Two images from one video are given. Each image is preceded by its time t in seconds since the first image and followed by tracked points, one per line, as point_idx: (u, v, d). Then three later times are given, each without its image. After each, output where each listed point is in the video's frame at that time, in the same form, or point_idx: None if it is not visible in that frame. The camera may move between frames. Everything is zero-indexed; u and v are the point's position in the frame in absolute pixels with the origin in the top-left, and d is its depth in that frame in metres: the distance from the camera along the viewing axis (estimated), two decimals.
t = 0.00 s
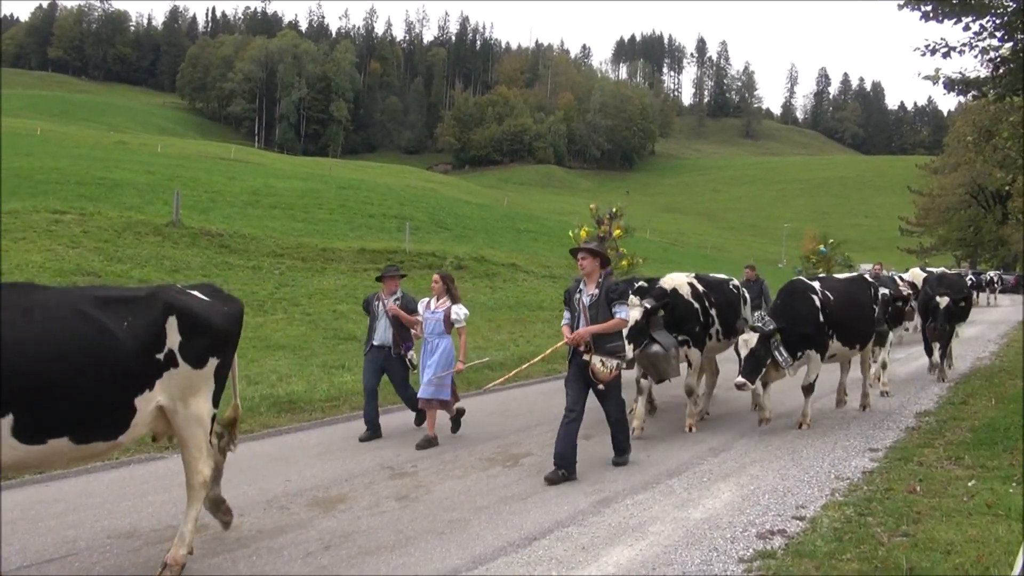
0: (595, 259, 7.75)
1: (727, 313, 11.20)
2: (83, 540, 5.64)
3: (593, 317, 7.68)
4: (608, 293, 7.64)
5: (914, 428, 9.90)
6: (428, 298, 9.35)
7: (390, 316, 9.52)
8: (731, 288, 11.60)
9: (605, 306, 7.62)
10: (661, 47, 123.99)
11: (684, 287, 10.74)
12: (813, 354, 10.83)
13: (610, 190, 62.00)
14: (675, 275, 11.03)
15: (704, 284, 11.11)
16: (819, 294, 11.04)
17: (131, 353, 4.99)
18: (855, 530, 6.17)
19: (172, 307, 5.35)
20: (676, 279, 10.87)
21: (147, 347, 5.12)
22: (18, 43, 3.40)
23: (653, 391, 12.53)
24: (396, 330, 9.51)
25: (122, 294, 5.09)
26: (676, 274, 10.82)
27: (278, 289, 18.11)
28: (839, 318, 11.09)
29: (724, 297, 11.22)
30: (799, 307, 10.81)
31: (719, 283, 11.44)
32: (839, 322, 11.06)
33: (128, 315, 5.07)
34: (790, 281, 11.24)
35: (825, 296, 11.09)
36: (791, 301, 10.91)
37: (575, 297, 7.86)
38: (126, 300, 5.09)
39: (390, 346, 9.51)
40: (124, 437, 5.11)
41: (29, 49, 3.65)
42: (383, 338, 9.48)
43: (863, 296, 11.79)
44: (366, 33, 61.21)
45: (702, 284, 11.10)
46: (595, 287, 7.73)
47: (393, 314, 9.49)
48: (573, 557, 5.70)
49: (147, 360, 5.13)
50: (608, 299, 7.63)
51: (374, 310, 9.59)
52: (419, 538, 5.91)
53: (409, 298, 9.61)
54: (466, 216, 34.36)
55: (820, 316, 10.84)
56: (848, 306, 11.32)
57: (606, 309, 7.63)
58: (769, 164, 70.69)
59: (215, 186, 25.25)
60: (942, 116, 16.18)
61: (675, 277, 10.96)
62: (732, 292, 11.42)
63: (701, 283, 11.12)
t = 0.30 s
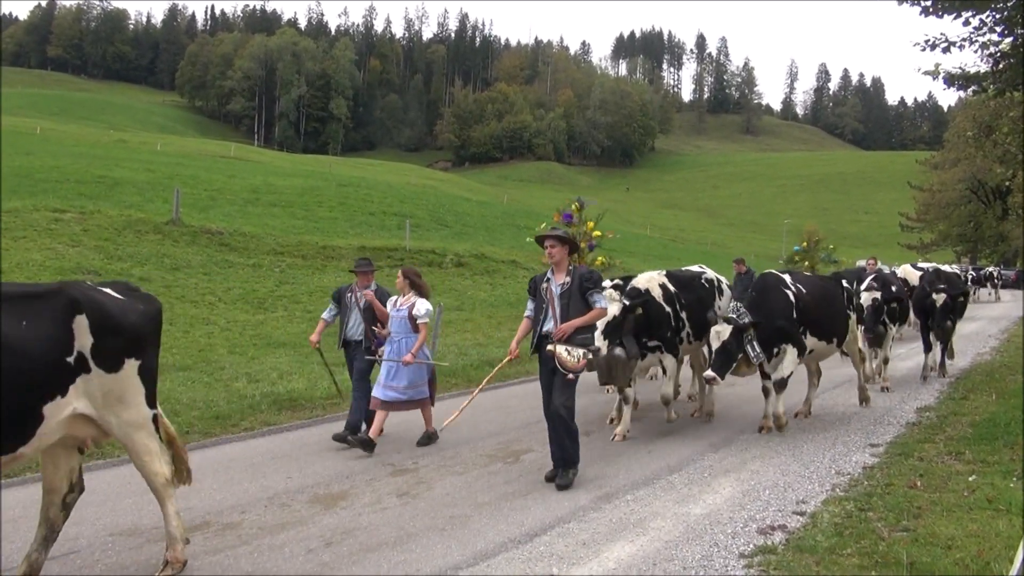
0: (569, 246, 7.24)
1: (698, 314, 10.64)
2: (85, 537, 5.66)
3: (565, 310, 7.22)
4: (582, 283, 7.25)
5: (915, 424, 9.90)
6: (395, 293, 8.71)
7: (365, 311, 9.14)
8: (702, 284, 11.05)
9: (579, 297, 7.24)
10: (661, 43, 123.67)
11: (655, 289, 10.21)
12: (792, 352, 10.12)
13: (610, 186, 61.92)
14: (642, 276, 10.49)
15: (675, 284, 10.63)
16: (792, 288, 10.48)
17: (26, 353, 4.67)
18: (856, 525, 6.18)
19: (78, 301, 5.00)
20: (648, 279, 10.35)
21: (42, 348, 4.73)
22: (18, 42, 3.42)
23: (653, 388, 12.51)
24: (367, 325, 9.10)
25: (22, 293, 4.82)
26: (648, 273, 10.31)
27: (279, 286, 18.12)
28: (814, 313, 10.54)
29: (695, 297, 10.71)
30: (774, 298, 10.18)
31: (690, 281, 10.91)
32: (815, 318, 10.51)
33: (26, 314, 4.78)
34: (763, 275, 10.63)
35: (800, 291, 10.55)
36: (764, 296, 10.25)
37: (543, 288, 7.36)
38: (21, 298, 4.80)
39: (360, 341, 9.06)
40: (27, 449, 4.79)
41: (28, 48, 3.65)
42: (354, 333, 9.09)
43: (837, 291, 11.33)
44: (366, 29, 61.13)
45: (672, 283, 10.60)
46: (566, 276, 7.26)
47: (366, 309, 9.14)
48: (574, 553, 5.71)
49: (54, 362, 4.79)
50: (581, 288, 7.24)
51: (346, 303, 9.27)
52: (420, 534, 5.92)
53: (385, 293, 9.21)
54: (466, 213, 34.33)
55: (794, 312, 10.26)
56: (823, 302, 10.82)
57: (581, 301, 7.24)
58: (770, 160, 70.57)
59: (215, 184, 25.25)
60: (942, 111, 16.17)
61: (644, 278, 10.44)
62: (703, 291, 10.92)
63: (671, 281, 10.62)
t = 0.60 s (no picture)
0: (529, 249, 6.49)
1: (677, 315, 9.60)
2: (84, 530, 5.66)
3: (523, 319, 6.50)
4: (542, 291, 6.50)
5: (914, 417, 9.90)
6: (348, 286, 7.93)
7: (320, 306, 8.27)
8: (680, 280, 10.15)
9: (539, 305, 6.49)
10: (661, 37, 123.44)
11: (630, 286, 9.02)
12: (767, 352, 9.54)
13: (610, 180, 61.86)
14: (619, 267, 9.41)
15: (652, 280, 9.53)
16: (770, 286, 9.81)
17: None
18: (855, 518, 6.19)
19: None
20: (623, 275, 9.15)
21: None
22: (16, 33, 3.41)
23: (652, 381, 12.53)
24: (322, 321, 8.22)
25: None
26: (624, 269, 9.11)
27: (280, 279, 18.15)
28: (790, 313, 9.91)
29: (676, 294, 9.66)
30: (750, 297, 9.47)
31: (670, 276, 9.91)
32: (790, 318, 9.89)
33: None
34: (741, 269, 9.95)
35: (777, 289, 9.91)
36: (741, 292, 9.56)
37: (500, 293, 6.62)
38: None
39: (316, 338, 8.23)
40: None
41: (23, 37, 3.64)
42: (312, 330, 8.29)
43: (816, 291, 10.73)
44: (365, 23, 61.11)
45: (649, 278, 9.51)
46: (526, 283, 6.51)
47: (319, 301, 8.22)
48: (574, 545, 5.72)
49: None
50: (542, 298, 6.49)
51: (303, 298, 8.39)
52: (420, 527, 5.94)
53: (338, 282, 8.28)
54: (466, 207, 34.31)
55: (772, 312, 9.59)
56: (801, 302, 10.20)
57: (541, 310, 6.50)
58: (770, 154, 70.52)
59: (215, 177, 25.25)
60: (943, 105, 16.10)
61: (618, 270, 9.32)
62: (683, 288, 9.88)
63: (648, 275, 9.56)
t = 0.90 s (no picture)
0: (481, 234, 6.18)
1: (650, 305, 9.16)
2: (84, 518, 5.69)
3: (476, 308, 6.16)
4: (494, 277, 6.16)
5: (914, 410, 9.92)
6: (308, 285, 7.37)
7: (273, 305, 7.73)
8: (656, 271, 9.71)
9: (491, 294, 6.16)
10: (664, 28, 122.80)
11: (602, 272, 8.77)
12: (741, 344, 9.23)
13: (611, 171, 61.68)
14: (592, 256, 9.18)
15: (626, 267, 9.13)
16: (741, 276, 9.48)
17: None
18: (853, 510, 6.20)
19: None
20: (593, 262, 8.89)
21: None
22: (18, 22, 3.43)
23: (651, 374, 12.52)
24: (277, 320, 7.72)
25: None
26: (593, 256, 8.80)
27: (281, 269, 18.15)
28: (763, 308, 9.53)
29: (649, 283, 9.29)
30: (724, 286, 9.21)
31: (645, 266, 9.54)
32: (762, 313, 9.49)
33: None
34: (712, 260, 9.60)
35: (748, 280, 9.54)
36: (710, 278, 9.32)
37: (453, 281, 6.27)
38: None
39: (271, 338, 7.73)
40: None
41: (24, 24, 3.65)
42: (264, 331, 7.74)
43: (794, 288, 10.27)
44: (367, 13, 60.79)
45: (621, 266, 9.15)
46: (478, 270, 6.16)
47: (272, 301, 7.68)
48: (573, 536, 5.74)
49: None
50: (494, 284, 6.15)
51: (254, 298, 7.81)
52: (420, 517, 5.97)
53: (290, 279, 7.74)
54: (467, 198, 34.27)
55: (743, 303, 9.26)
56: (777, 297, 9.77)
57: (494, 299, 6.17)
58: (773, 146, 70.31)
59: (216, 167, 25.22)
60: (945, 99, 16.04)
61: (590, 258, 9.05)
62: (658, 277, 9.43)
63: (620, 263, 9.20)
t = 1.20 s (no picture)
0: (417, 219, 5.73)
1: (614, 297, 8.74)
2: (85, 504, 5.72)
3: (413, 299, 5.69)
4: (435, 264, 5.74)
5: (913, 403, 9.94)
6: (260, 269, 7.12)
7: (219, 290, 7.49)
8: (619, 263, 9.24)
9: (431, 283, 5.71)
10: (667, 18, 122.18)
11: (557, 268, 8.30)
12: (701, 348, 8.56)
13: (614, 162, 61.52)
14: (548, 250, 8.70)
15: (582, 263, 8.68)
16: (717, 270, 8.98)
17: None
18: (851, 502, 6.23)
19: None
20: (549, 257, 8.44)
21: None
22: (21, 10, 3.42)
23: (650, 364, 12.52)
24: (221, 307, 7.46)
25: None
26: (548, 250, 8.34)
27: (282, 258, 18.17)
28: (736, 303, 8.97)
29: (610, 277, 8.83)
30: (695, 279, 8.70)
31: (608, 259, 9.05)
32: (732, 310, 8.90)
33: None
34: (687, 253, 9.10)
35: (722, 274, 9.02)
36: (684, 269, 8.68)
37: (389, 270, 5.81)
38: None
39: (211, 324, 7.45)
40: None
41: (28, 12, 3.67)
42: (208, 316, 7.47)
43: (771, 278, 9.82)
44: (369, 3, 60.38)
45: (579, 259, 8.70)
46: (417, 256, 5.73)
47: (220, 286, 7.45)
48: (572, 525, 5.77)
49: None
50: (436, 272, 5.72)
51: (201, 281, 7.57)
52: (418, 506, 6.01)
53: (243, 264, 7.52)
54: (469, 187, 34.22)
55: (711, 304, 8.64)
56: (751, 287, 9.30)
57: (434, 289, 5.72)
58: (775, 138, 70.10)
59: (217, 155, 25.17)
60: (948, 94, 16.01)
61: (546, 252, 8.59)
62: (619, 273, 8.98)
63: (578, 256, 8.76)
